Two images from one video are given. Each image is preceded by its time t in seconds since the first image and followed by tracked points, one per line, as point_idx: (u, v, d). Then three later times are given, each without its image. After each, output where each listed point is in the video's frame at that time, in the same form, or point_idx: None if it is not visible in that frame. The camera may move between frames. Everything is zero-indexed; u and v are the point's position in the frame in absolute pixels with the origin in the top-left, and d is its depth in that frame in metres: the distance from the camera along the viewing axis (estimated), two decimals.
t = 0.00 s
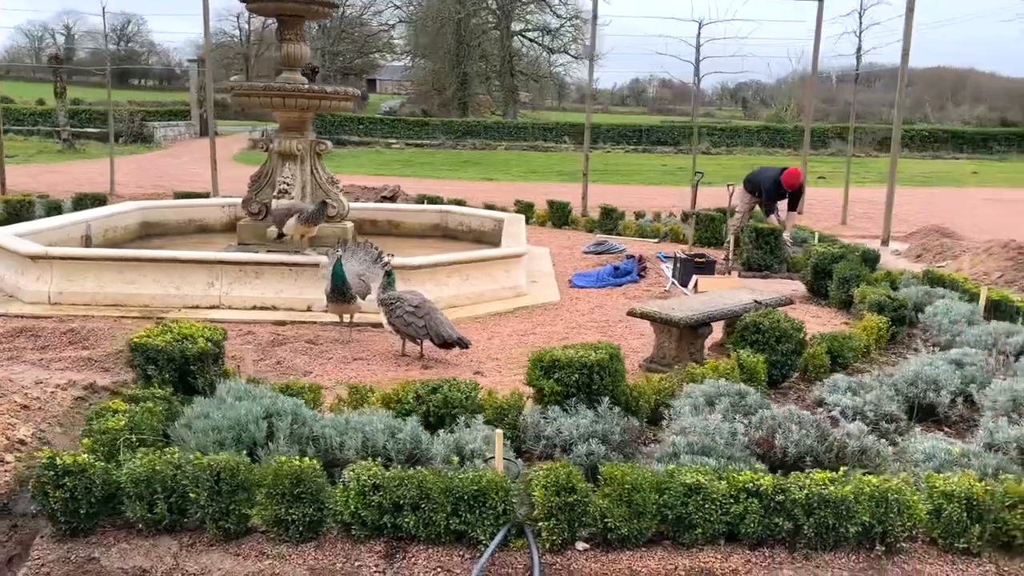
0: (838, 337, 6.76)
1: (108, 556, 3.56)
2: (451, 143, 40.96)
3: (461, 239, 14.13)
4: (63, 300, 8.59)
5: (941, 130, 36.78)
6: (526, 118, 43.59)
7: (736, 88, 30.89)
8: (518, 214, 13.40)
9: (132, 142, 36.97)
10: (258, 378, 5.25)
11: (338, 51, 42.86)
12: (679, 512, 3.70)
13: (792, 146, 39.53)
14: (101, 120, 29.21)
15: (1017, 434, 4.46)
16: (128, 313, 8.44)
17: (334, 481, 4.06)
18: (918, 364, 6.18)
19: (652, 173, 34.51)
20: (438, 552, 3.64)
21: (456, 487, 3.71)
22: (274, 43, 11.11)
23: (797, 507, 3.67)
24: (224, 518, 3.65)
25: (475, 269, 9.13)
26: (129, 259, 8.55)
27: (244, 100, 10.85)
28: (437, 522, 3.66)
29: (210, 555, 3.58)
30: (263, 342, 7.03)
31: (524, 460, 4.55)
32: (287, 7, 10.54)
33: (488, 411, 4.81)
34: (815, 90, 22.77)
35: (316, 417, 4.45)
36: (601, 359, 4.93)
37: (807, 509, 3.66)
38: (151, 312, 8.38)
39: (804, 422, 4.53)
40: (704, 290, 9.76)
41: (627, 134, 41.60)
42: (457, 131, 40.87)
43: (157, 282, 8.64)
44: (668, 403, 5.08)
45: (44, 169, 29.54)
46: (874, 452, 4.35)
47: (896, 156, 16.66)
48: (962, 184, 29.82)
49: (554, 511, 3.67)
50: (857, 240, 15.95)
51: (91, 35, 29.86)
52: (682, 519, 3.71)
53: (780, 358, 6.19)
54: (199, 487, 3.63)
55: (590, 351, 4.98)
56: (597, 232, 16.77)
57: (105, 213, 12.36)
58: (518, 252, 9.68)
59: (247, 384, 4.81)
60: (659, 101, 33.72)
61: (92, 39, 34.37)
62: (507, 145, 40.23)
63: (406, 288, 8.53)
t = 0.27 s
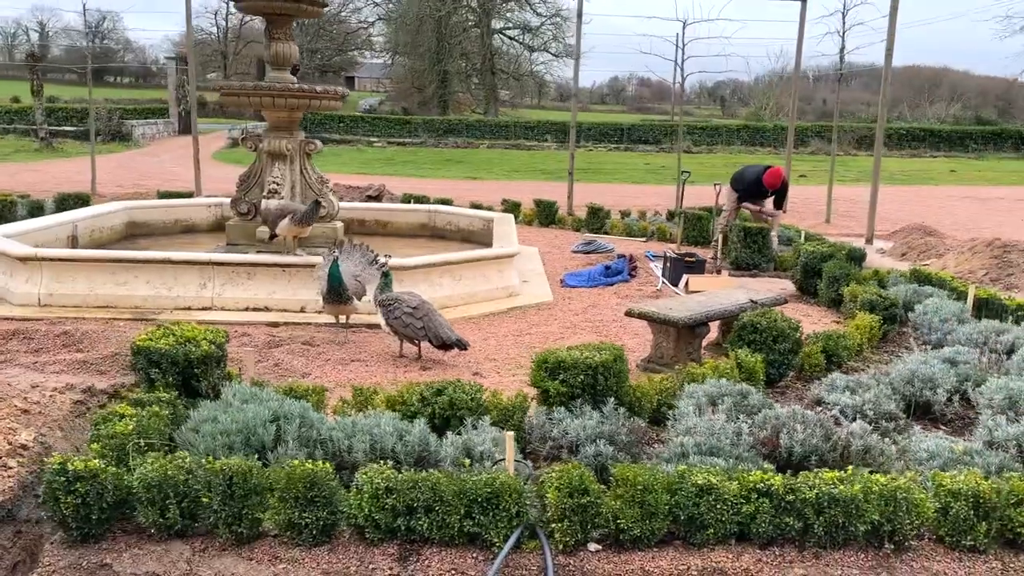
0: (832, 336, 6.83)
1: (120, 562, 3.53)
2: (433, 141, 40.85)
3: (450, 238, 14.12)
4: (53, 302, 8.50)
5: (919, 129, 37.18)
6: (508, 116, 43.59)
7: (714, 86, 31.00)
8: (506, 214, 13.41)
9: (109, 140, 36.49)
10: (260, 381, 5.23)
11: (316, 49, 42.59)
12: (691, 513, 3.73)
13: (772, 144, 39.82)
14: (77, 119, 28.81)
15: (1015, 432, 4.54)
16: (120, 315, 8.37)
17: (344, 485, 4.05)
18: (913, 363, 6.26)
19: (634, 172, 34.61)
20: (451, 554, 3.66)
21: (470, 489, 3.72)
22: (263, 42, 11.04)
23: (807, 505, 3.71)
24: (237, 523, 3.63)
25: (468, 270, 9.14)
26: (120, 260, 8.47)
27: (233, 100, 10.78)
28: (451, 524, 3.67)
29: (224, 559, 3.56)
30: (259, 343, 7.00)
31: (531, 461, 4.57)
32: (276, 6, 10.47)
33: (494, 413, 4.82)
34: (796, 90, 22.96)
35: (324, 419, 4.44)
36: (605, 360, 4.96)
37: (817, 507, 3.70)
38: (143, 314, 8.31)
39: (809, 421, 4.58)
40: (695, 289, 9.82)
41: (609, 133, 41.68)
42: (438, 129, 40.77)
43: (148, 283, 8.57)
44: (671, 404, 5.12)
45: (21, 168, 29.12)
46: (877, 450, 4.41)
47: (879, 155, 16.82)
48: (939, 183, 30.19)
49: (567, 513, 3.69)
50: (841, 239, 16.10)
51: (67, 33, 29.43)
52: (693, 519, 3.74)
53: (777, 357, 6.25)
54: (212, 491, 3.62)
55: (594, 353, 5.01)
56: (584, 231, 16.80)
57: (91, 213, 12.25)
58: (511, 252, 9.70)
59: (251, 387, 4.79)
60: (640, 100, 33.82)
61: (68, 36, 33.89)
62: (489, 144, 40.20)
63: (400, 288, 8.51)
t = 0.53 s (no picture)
0: (822, 330, 6.92)
1: (126, 560, 3.53)
2: (415, 137, 40.74)
3: (437, 234, 14.12)
4: (39, 300, 8.42)
5: (896, 125, 37.58)
6: (489, 112, 43.56)
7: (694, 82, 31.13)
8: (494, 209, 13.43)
9: (87, 136, 36.04)
10: (258, 378, 5.22)
11: (296, 43, 42.34)
12: (693, 506, 3.78)
13: (753, 140, 40.10)
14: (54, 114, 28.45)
15: (1006, 424, 4.63)
16: (108, 313, 8.31)
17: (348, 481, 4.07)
18: (902, 356, 6.36)
19: (616, 167, 34.71)
20: (457, 549, 3.69)
21: (476, 484, 3.75)
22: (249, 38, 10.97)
23: (807, 497, 3.77)
24: (243, 520, 3.64)
25: (459, 266, 9.15)
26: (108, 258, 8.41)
27: (220, 96, 10.71)
28: (457, 519, 3.70)
29: (230, 556, 3.56)
30: (254, 340, 6.99)
31: (532, 456, 4.60)
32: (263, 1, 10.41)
33: (494, 409, 4.85)
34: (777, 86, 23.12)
35: (326, 417, 4.45)
36: (603, 356, 5.00)
37: (818, 499, 3.76)
38: (132, 311, 8.26)
39: (805, 414, 4.64)
40: (684, 285, 9.88)
41: (591, 129, 41.76)
42: (420, 125, 40.65)
43: (137, 280, 8.52)
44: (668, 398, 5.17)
45: None
46: (872, 442, 4.49)
47: (861, 150, 16.99)
48: (918, 178, 30.53)
49: (572, 507, 3.72)
50: (824, 234, 16.27)
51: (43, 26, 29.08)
52: (696, 512, 3.79)
53: (770, 351, 6.31)
54: (217, 489, 3.62)
55: (592, 348, 5.05)
56: (569, 227, 16.85)
57: (74, 210, 12.15)
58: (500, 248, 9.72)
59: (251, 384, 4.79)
60: (622, 95, 33.91)
61: (43, 30, 33.46)
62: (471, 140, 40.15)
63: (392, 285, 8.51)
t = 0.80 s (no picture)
0: (811, 321, 7.01)
1: (135, 554, 3.56)
2: (397, 128, 40.56)
3: (425, 226, 14.13)
4: (28, 293, 8.36)
5: (876, 116, 37.87)
6: (471, 102, 43.49)
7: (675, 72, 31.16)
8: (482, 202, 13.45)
9: (64, 127, 35.56)
10: (256, 372, 5.24)
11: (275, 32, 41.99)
12: (695, 495, 3.85)
13: (734, 131, 40.28)
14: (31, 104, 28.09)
15: (993, 412, 4.74)
16: (99, 306, 8.28)
17: (352, 475, 4.11)
18: (890, 347, 6.46)
19: (598, 159, 34.82)
20: (463, 539, 3.75)
21: (481, 475, 3.82)
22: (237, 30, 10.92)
23: (805, 485, 3.85)
24: (251, 513, 3.67)
25: (449, 258, 9.17)
26: (99, 251, 8.38)
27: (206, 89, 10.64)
28: (463, 509, 3.76)
29: (238, 549, 3.60)
30: (248, 334, 7.01)
31: (532, 447, 4.66)
32: None
33: (493, 401, 4.90)
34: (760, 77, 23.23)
35: (327, 410, 4.48)
36: (599, 348, 5.06)
37: (814, 487, 3.85)
38: (123, 305, 8.22)
39: (799, 404, 4.72)
40: (673, 276, 9.96)
41: (573, 120, 41.81)
42: (402, 116, 40.53)
43: (127, 273, 8.48)
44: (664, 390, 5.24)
45: None
46: (866, 431, 4.58)
47: (844, 142, 17.14)
48: (897, 169, 30.80)
49: (577, 497, 3.79)
50: (808, 225, 16.41)
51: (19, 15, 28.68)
52: (697, 500, 3.87)
53: (761, 342, 6.40)
54: (225, 482, 3.65)
55: (589, 340, 5.11)
56: (556, 218, 16.91)
57: (60, 202, 12.07)
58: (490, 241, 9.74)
59: (251, 379, 4.80)
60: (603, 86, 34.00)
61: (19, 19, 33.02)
62: (453, 132, 40.10)
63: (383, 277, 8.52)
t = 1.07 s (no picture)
0: (808, 304, 7.11)
1: (156, 533, 3.63)
2: (385, 112, 40.39)
3: (419, 211, 14.15)
4: (28, 279, 8.36)
5: (863, 101, 37.99)
6: (460, 87, 43.31)
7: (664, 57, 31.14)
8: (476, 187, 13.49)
9: (49, 111, 35.18)
10: (265, 355, 5.30)
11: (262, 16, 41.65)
12: (703, 472, 3.95)
13: (722, 116, 40.30)
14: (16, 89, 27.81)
15: (990, 391, 4.86)
16: (98, 291, 8.29)
17: (366, 455, 4.19)
18: (887, 328, 6.57)
19: (587, 144, 34.81)
20: (477, 517, 3.84)
21: (494, 455, 3.90)
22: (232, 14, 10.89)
23: (811, 463, 3.95)
24: (269, 492, 3.74)
25: (447, 243, 9.22)
26: (97, 236, 8.38)
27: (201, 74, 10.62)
28: (476, 488, 3.86)
29: (258, 527, 3.69)
30: (251, 318, 7.05)
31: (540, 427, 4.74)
32: None
33: (501, 383, 4.98)
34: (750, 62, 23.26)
35: (338, 392, 4.55)
36: (604, 331, 5.14)
37: (819, 464, 3.95)
38: (123, 290, 8.24)
39: (801, 385, 4.82)
40: (669, 261, 10.04)
41: (562, 105, 41.72)
42: (391, 101, 40.33)
43: (126, 259, 8.49)
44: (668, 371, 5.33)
45: None
46: (867, 411, 4.69)
47: (834, 127, 17.23)
48: (886, 154, 30.95)
49: (588, 476, 3.87)
50: (799, 210, 16.52)
51: None
52: (705, 478, 3.96)
53: (760, 325, 6.49)
54: (245, 462, 3.72)
55: (594, 323, 5.19)
56: (548, 203, 16.95)
57: (54, 188, 12.03)
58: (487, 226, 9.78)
59: (261, 362, 4.86)
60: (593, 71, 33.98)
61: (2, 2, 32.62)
62: (442, 117, 39.96)
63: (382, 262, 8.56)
